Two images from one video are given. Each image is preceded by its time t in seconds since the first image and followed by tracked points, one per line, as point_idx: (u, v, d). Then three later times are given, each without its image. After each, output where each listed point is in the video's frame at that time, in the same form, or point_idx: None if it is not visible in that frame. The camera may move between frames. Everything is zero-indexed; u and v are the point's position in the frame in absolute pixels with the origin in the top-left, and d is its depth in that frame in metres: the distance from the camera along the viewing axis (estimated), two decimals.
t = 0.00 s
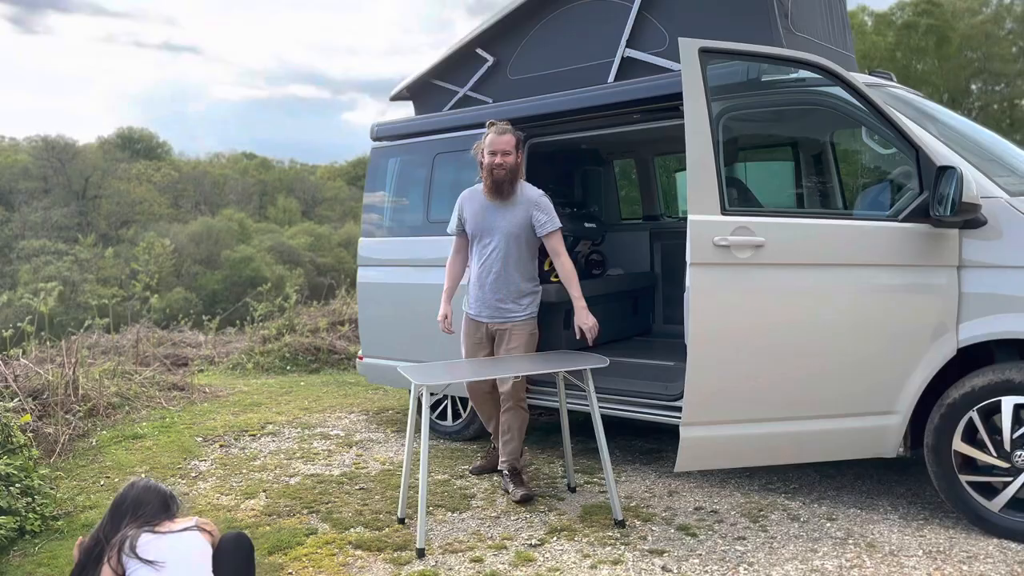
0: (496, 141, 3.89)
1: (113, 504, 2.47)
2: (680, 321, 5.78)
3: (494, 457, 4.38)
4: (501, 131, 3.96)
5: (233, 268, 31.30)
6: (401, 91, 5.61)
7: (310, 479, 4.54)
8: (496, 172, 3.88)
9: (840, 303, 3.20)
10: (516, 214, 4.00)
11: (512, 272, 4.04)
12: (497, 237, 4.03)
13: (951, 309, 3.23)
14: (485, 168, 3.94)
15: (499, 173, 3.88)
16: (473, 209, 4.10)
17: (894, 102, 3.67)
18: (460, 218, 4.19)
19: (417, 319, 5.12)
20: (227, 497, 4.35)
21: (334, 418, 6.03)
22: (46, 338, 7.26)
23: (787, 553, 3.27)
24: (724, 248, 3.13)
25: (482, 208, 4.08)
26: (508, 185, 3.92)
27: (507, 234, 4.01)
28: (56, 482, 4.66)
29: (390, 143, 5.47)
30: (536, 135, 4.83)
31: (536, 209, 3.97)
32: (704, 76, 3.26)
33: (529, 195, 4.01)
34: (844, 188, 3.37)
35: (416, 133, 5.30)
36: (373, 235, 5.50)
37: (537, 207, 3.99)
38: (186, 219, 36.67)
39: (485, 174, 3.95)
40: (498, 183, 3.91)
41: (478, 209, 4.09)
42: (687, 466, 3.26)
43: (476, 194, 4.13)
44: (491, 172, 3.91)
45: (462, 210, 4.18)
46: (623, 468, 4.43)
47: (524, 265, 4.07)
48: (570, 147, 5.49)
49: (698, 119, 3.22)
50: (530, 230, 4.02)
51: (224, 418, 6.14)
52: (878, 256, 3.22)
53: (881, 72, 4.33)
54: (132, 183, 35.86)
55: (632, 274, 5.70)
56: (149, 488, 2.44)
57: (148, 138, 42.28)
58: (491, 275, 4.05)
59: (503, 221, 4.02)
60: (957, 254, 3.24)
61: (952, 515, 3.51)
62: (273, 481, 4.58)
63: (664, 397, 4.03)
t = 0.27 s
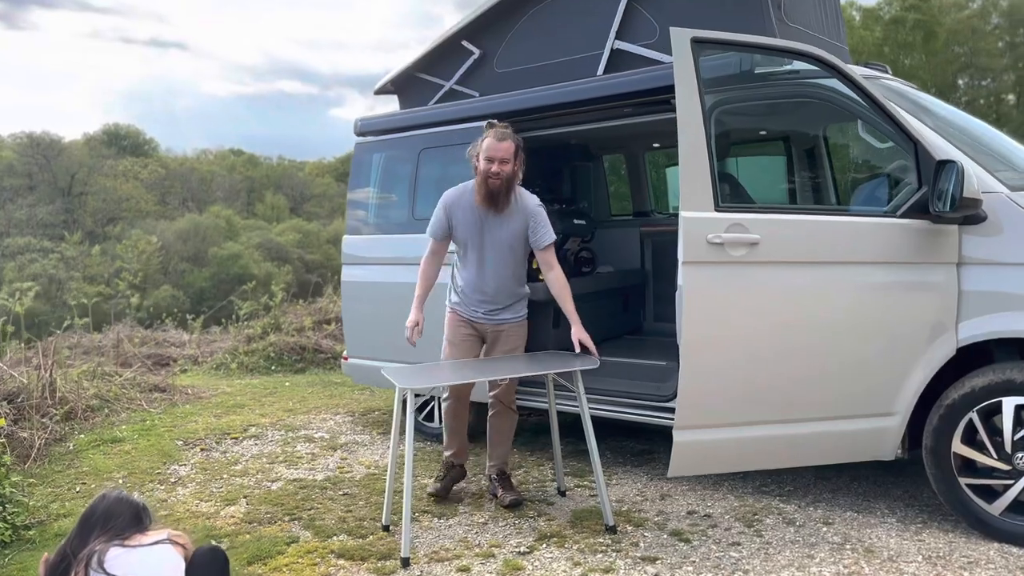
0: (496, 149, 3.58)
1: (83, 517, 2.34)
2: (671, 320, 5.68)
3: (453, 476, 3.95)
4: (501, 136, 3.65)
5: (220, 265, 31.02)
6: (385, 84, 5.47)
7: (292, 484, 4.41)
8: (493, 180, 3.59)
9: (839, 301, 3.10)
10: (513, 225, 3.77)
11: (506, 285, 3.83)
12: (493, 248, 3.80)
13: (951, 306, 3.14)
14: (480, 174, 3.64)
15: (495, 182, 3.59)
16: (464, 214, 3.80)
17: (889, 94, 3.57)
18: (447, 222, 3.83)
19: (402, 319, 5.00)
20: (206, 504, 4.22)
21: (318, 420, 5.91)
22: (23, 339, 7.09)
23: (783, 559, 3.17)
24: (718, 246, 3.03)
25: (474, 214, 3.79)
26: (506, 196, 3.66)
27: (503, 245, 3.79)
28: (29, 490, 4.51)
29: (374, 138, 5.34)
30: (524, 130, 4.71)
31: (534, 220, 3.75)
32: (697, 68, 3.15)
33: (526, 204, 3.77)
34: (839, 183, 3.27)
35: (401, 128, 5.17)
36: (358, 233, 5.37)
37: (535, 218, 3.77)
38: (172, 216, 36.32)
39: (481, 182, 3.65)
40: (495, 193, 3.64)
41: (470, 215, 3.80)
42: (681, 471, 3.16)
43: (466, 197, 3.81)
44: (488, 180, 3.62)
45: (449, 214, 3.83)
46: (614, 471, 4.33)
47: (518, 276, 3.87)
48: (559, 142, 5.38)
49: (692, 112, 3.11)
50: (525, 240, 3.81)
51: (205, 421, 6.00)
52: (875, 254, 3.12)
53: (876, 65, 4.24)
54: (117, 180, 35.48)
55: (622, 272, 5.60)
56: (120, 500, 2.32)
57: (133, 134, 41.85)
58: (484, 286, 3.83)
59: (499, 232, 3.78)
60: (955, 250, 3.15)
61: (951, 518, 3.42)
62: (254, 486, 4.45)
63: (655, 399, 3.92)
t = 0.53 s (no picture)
0: (477, 161, 3.29)
1: (50, 525, 2.22)
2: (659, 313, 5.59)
3: (444, 496, 3.69)
4: (482, 144, 3.29)
5: (204, 259, 30.68)
6: (365, 73, 5.33)
7: (272, 485, 4.29)
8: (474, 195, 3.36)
9: (835, 294, 3.01)
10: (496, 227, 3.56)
11: (490, 287, 3.67)
12: (476, 253, 3.59)
13: (947, 297, 3.05)
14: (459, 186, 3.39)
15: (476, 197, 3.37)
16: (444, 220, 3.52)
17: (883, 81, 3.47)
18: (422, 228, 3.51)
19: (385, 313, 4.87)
20: (183, 506, 4.08)
21: (299, 417, 5.77)
22: None
23: (776, 559, 3.09)
24: (710, 237, 2.93)
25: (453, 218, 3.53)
26: (490, 203, 3.45)
27: (486, 248, 3.58)
28: None
29: (355, 128, 5.20)
30: (510, 119, 4.58)
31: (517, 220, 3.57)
32: (688, 54, 3.04)
33: (506, 200, 3.56)
34: (832, 172, 3.17)
35: (382, 118, 5.04)
36: (339, 225, 5.23)
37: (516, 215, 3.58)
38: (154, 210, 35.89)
39: (462, 193, 3.41)
40: (478, 204, 3.42)
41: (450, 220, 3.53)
42: (672, 469, 3.06)
43: (441, 200, 3.50)
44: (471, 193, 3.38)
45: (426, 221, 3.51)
46: (602, 468, 4.23)
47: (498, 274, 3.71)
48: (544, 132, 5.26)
49: (682, 98, 3.00)
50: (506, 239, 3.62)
51: (184, 419, 5.85)
52: (871, 245, 3.03)
53: (870, 52, 4.13)
54: (98, 173, 35.01)
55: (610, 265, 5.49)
56: (89, 507, 2.20)
57: (114, 126, 41.29)
58: (468, 292, 3.64)
59: (480, 235, 3.56)
60: (953, 241, 3.06)
61: (947, 515, 3.35)
62: (233, 487, 4.32)
63: (645, 394, 3.82)
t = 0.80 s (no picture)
0: (447, 166, 3.18)
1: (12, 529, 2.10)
2: (641, 303, 5.52)
3: (423, 494, 3.59)
4: (450, 147, 3.21)
5: (179, 253, 30.25)
6: (340, 59, 5.19)
7: (246, 483, 4.17)
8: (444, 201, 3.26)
9: (824, 284, 2.94)
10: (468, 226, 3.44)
11: (462, 286, 3.56)
12: (447, 254, 3.45)
13: (935, 286, 2.99)
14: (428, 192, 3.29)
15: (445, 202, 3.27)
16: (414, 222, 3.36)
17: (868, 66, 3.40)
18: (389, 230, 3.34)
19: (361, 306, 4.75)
20: (153, 505, 3.95)
21: (275, 413, 5.64)
22: None
23: (763, 554, 3.02)
24: (696, 225, 2.85)
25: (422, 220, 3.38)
26: (461, 205, 3.34)
27: (457, 248, 3.47)
28: None
29: (330, 116, 5.06)
30: (489, 105, 4.47)
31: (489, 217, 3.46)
32: (672, 38, 2.96)
33: (474, 197, 3.45)
34: (818, 158, 3.08)
35: (358, 105, 4.91)
36: (314, 216, 5.09)
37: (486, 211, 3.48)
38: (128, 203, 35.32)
39: (433, 199, 3.29)
40: (447, 208, 3.31)
41: (419, 222, 3.38)
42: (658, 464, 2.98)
43: (407, 200, 3.35)
44: (442, 198, 3.27)
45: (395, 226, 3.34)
46: (585, 462, 4.15)
47: (467, 270, 3.61)
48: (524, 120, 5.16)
49: (665, 82, 2.92)
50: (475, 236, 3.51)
51: (156, 415, 5.70)
52: (859, 233, 2.97)
53: (853, 34, 3.98)
54: (69, 165, 34.38)
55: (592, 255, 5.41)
56: (52, 509, 2.08)
57: (86, 117, 40.58)
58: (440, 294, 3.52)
59: (450, 236, 3.43)
60: (941, 228, 3.00)
61: (934, 506, 3.31)
62: (206, 485, 4.19)
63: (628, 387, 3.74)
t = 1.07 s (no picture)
0: (421, 135, 3.10)
1: None
2: (623, 298, 5.46)
3: (403, 493, 3.49)
4: (424, 117, 3.14)
5: (151, 250, 29.77)
6: (315, 48, 5.06)
7: (220, 484, 4.04)
8: (419, 174, 3.18)
9: (814, 276, 2.89)
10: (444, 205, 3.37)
11: (438, 270, 3.44)
12: (422, 233, 3.35)
13: (923, 277, 2.95)
14: (403, 166, 3.19)
15: (421, 175, 3.19)
16: (386, 197, 3.27)
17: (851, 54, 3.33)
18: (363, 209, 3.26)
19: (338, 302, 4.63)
20: (123, 509, 3.81)
21: (250, 412, 5.51)
22: None
23: (752, 551, 2.97)
24: (682, 215, 2.79)
25: (395, 196, 3.29)
26: (435, 180, 3.25)
27: (433, 227, 3.36)
28: None
29: (304, 107, 4.93)
30: (468, 96, 4.38)
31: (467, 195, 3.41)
32: (657, 25, 2.89)
33: (448, 174, 3.38)
34: (803, 147, 3.03)
35: (333, 95, 4.79)
36: (288, 210, 4.96)
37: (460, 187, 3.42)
38: (98, 199, 34.71)
39: (406, 172, 3.20)
40: (423, 183, 3.22)
41: (392, 197, 3.29)
42: (644, 460, 2.92)
43: (381, 178, 3.27)
44: (416, 172, 3.18)
45: (365, 199, 3.26)
46: (569, 459, 4.08)
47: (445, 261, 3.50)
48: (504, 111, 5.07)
49: (651, 68, 2.85)
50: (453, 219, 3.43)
51: (127, 416, 5.55)
52: (847, 223, 2.92)
53: (839, 25, 3.86)
54: (38, 161, 33.70)
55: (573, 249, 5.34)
56: (17, 519, 1.97)
57: (55, 112, 39.81)
58: (416, 277, 3.39)
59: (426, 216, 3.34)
60: (929, 218, 2.96)
61: (921, 500, 3.28)
62: (178, 487, 4.06)
63: (612, 382, 3.68)
